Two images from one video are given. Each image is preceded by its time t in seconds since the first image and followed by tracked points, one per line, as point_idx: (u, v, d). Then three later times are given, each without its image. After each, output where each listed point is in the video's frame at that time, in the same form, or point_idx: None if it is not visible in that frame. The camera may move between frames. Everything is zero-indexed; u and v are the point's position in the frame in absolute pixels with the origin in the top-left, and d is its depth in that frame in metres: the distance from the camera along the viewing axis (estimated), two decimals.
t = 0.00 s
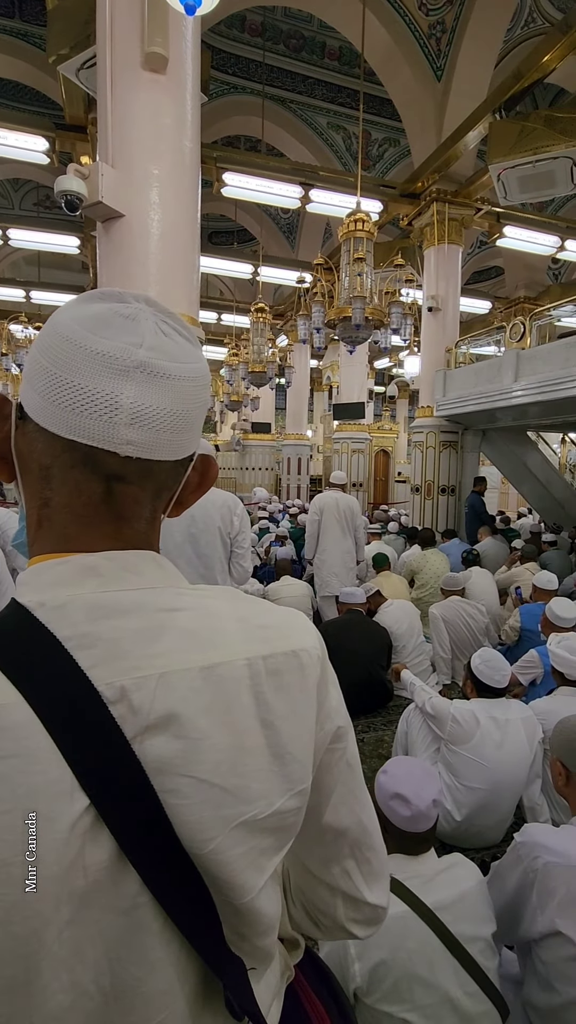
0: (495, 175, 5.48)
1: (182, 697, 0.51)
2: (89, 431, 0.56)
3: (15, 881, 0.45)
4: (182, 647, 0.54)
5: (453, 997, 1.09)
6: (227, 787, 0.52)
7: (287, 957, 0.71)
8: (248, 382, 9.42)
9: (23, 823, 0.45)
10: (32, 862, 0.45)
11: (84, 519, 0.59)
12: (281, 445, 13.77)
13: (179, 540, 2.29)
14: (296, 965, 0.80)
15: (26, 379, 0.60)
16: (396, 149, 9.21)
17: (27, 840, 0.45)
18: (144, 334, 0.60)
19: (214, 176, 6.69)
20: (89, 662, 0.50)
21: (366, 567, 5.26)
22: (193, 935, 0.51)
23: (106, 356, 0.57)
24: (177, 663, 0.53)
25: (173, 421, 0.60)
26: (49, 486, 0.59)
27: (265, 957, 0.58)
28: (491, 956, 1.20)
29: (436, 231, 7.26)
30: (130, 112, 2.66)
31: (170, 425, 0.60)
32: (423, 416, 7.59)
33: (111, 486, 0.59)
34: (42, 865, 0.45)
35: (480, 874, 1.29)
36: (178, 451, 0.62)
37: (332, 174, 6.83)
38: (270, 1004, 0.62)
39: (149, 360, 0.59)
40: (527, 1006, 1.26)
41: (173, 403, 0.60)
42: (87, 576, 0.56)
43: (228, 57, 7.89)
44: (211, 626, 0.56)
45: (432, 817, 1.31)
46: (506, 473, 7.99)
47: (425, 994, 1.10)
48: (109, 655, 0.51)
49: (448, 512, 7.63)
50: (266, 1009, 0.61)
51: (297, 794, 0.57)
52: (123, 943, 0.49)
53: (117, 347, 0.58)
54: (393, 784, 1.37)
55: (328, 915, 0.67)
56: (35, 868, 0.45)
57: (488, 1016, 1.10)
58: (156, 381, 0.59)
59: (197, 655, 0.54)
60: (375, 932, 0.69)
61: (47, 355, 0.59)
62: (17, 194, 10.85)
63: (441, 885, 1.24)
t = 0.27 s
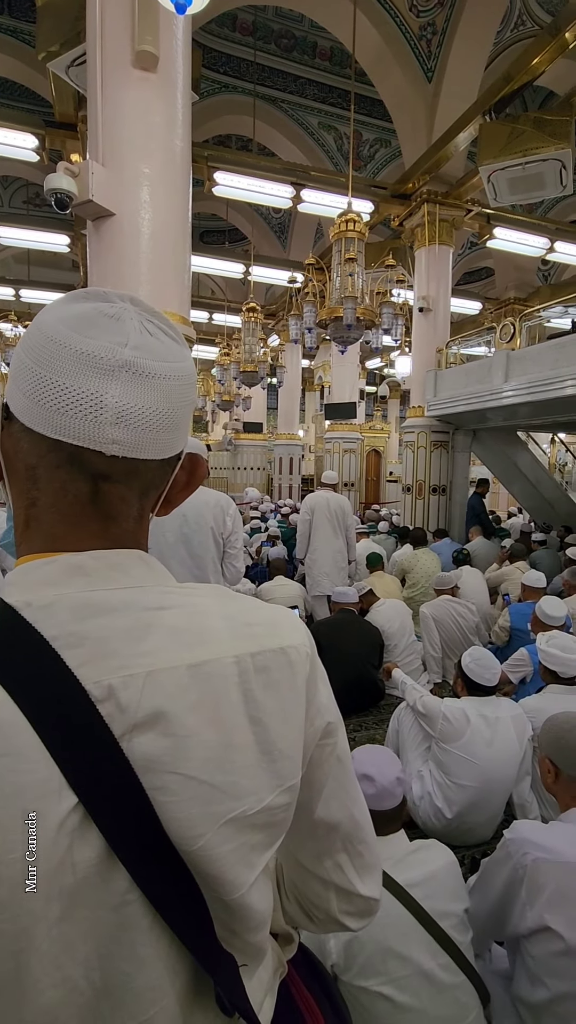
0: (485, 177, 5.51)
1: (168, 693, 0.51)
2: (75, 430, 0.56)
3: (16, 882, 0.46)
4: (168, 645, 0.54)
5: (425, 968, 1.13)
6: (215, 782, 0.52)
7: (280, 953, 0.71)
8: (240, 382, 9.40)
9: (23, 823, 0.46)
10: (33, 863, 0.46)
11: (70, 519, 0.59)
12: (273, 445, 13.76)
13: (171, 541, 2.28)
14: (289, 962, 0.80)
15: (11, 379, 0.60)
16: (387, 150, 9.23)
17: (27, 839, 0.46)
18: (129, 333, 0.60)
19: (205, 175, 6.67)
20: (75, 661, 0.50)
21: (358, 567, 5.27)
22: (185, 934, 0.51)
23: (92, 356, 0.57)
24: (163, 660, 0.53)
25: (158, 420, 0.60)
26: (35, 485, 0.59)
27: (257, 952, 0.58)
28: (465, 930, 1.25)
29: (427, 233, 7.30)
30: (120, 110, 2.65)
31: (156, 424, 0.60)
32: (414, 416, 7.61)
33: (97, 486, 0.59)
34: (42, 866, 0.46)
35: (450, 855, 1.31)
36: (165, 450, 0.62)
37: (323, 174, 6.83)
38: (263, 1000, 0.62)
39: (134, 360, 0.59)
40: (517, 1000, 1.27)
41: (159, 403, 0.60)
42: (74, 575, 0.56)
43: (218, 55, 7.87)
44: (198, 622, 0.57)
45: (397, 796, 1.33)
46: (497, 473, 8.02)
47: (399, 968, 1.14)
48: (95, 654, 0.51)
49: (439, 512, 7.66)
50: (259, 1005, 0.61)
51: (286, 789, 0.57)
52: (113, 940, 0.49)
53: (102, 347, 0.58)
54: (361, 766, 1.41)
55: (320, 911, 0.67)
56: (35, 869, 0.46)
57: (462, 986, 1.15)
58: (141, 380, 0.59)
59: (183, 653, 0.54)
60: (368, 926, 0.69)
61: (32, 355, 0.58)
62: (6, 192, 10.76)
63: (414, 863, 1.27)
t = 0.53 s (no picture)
0: (474, 179, 5.54)
1: (157, 691, 0.51)
2: (62, 430, 0.56)
3: (16, 882, 0.46)
4: (156, 642, 0.54)
5: (410, 959, 1.14)
6: (204, 779, 0.52)
7: (271, 950, 0.71)
8: (231, 382, 9.39)
9: (23, 823, 0.46)
10: (32, 861, 0.46)
11: (57, 517, 0.59)
12: (264, 445, 13.75)
13: (162, 541, 2.28)
14: (280, 959, 0.80)
15: None
16: (378, 151, 9.27)
17: (26, 839, 0.46)
18: (116, 332, 0.60)
19: (195, 174, 6.66)
20: (63, 661, 0.50)
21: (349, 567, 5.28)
22: (176, 931, 0.51)
23: (79, 355, 0.57)
24: (151, 659, 0.52)
25: (146, 419, 0.60)
26: (23, 484, 0.59)
27: (247, 948, 0.59)
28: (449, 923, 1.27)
29: (417, 234, 7.34)
30: (110, 107, 2.64)
31: (143, 423, 0.60)
32: (405, 416, 7.64)
33: (85, 485, 0.59)
34: (41, 866, 0.47)
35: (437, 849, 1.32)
36: (152, 449, 0.62)
37: (313, 174, 6.84)
38: (254, 995, 0.63)
39: (121, 359, 0.58)
40: (506, 996, 1.28)
41: (147, 402, 0.60)
42: (63, 575, 0.56)
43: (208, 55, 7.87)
44: (186, 621, 0.57)
45: (385, 793, 1.36)
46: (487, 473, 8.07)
47: (384, 959, 1.15)
48: (83, 652, 0.51)
49: (430, 512, 7.69)
50: (249, 1000, 0.61)
51: (276, 786, 0.57)
52: (102, 937, 0.49)
53: (90, 346, 0.58)
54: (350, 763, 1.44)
55: (310, 907, 0.67)
56: (34, 868, 0.46)
57: (447, 977, 1.16)
58: (128, 379, 0.59)
59: (171, 651, 0.54)
60: (357, 920, 0.70)
61: (18, 354, 0.58)
62: None
63: (398, 856, 1.30)
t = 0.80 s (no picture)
0: (463, 182, 5.58)
1: (145, 695, 0.51)
2: (50, 431, 0.56)
3: (15, 883, 0.46)
4: (145, 646, 0.53)
5: (413, 978, 1.11)
6: (192, 782, 0.52)
7: (258, 952, 0.71)
8: (221, 382, 9.37)
9: (23, 824, 0.46)
10: (33, 861, 0.46)
11: (46, 519, 0.59)
12: (254, 445, 13.74)
13: (151, 542, 2.26)
14: (268, 961, 0.80)
15: None
16: (367, 153, 9.31)
17: (26, 840, 0.46)
18: (106, 334, 0.60)
19: (185, 174, 6.65)
20: (51, 664, 0.50)
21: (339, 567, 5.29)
22: (163, 934, 0.51)
23: (67, 357, 0.57)
24: (139, 662, 0.52)
25: (135, 422, 0.60)
26: (10, 486, 0.58)
27: (235, 951, 0.58)
28: (452, 938, 1.23)
29: (407, 236, 7.40)
30: (98, 107, 2.62)
31: (132, 425, 0.59)
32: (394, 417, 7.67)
33: (73, 487, 0.59)
34: (42, 864, 0.47)
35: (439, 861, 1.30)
36: (142, 451, 0.62)
37: (303, 175, 6.86)
38: (242, 996, 0.62)
39: (111, 361, 0.58)
40: (495, 995, 1.28)
41: (136, 404, 0.60)
42: (50, 578, 0.55)
43: (198, 55, 7.87)
44: (175, 624, 0.56)
45: (396, 811, 1.32)
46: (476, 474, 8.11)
47: (386, 978, 1.12)
48: (71, 656, 0.50)
49: (419, 512, 7.73)
50: (237, 1003, 0.61)
51: (264, 788, 0.57)
52: (90, 943, 0.49)
53: (79, 348, 0.57)
54: (361, 779, 1.38)
55: (298, 908, 0.68)
56: (35, 867, 0.46)
57: (449, 996, 1.12)
58: (117, 381, 0.58)
59: (161, 654, 0.54)
60: (345, 921, 0.70)
61: (6, 355, 0.58)
62: None
63: (402, 871, 1.27)
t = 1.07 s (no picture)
0: (452, 185, 5.60)
1: (131, 702, 0.51)
2: (35, 432, 0.55)
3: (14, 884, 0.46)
4: (131, 652, 0.52)
5: (406, 983, 1.11)
6: (179, 789, 0.52)
7: (246, 958, 0.71)
8: (211, 382, 9.35)
9: (20, 826, 0.46)
10: (32, 861, 0.46)
11: (31, 520, 0.58)
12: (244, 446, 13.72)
13: (141, 543, 2.24)
14: (256, 967, 0.79)
15: None
16: (357, 155, 9.34)
17: (25, 840, 0.46)
18: (93, 334, 0.59)
19: (174, 173, 6.63)
20: (34, 669, 0.49)
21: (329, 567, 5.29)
22: (148, 943, 0.50)
23: (53, 356, 0.56)
24: (125, 669, 0.52)
25: (122, 423, 0.59)
26: None
27: (221, 959, 0.58)
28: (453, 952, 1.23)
29: (397, 238, 7.43)
30: (87, 106, 2.61)
31: (119, 426, 0.59)
32: (385, 418, 7.69)
33: (59, 489, 0.58)
34: (42, 863, 0.46)
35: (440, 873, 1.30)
36: (130, 452, 0.61)
37: (293, 176, 6.86)
38: (229, 1003, 0.62)
39: (97, 361, 0.57)
40: (484, 994, 1.28)
41: (123, 405, 0.59)
42: (35, 581, 0.55)
43: (188, 54, 7.86)
44: (163, 627, 0.56)
45: (402, 825, 1.32)
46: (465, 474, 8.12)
47: (387, 996, 1.11)
48: (54, 661, 0.49)
49: (409, 513, 7.75)
50: (224, 1010, 0.60)
51: (252, 795, 0.56)
52: (73, 952, 0.48)
53: (65, 348, 0.56)
54: (365, 791, 1.37)
55: (286, 915, 0.67)
56: (35, 867, 0.46)
57: (446, 1010, 1.12)
58: (104, 382, 0.58)
59: (149, 659, 0.53)
60: (334, 927, 0.69)
61: None
62: None
63: (404, 886, 1.26)
